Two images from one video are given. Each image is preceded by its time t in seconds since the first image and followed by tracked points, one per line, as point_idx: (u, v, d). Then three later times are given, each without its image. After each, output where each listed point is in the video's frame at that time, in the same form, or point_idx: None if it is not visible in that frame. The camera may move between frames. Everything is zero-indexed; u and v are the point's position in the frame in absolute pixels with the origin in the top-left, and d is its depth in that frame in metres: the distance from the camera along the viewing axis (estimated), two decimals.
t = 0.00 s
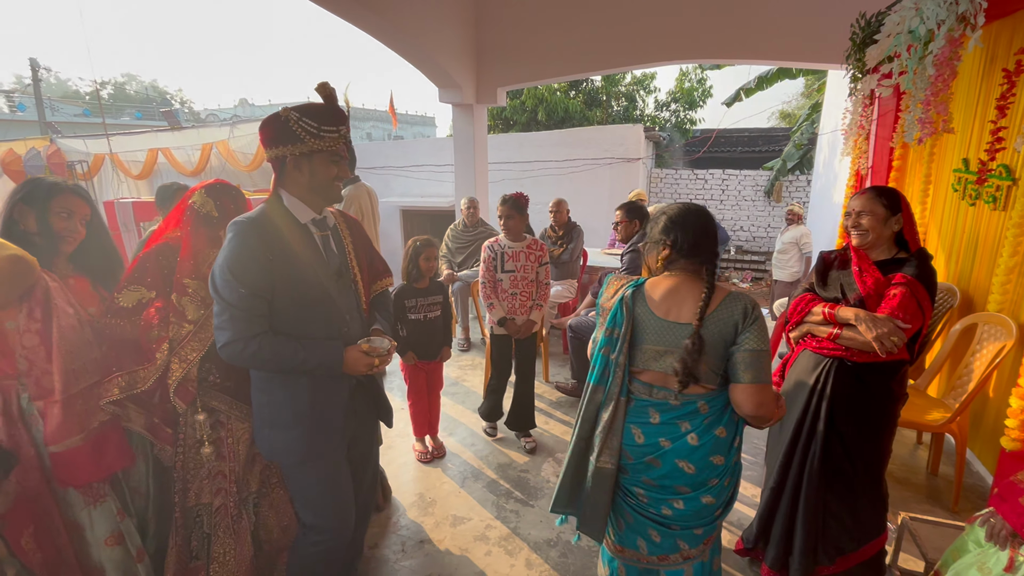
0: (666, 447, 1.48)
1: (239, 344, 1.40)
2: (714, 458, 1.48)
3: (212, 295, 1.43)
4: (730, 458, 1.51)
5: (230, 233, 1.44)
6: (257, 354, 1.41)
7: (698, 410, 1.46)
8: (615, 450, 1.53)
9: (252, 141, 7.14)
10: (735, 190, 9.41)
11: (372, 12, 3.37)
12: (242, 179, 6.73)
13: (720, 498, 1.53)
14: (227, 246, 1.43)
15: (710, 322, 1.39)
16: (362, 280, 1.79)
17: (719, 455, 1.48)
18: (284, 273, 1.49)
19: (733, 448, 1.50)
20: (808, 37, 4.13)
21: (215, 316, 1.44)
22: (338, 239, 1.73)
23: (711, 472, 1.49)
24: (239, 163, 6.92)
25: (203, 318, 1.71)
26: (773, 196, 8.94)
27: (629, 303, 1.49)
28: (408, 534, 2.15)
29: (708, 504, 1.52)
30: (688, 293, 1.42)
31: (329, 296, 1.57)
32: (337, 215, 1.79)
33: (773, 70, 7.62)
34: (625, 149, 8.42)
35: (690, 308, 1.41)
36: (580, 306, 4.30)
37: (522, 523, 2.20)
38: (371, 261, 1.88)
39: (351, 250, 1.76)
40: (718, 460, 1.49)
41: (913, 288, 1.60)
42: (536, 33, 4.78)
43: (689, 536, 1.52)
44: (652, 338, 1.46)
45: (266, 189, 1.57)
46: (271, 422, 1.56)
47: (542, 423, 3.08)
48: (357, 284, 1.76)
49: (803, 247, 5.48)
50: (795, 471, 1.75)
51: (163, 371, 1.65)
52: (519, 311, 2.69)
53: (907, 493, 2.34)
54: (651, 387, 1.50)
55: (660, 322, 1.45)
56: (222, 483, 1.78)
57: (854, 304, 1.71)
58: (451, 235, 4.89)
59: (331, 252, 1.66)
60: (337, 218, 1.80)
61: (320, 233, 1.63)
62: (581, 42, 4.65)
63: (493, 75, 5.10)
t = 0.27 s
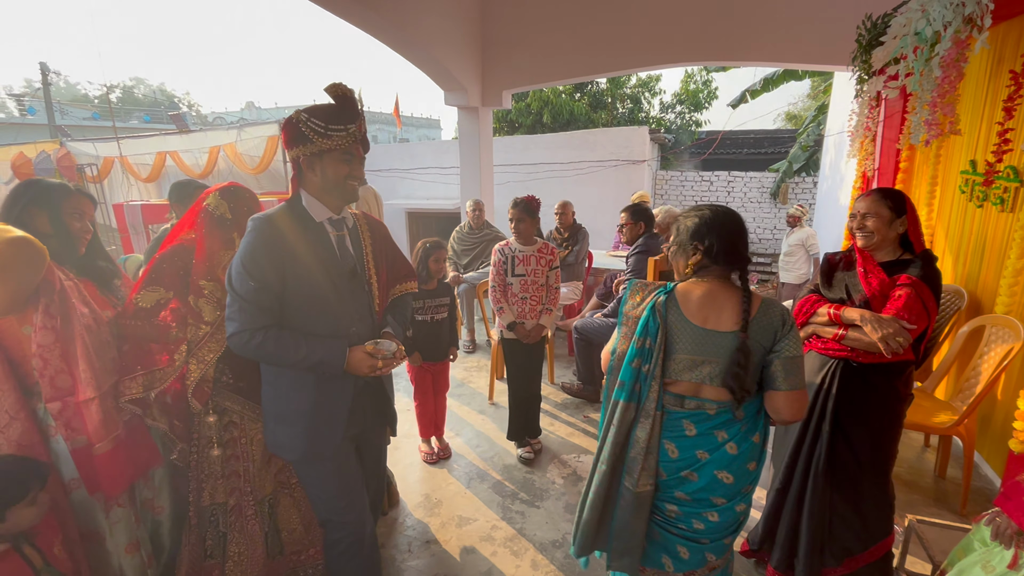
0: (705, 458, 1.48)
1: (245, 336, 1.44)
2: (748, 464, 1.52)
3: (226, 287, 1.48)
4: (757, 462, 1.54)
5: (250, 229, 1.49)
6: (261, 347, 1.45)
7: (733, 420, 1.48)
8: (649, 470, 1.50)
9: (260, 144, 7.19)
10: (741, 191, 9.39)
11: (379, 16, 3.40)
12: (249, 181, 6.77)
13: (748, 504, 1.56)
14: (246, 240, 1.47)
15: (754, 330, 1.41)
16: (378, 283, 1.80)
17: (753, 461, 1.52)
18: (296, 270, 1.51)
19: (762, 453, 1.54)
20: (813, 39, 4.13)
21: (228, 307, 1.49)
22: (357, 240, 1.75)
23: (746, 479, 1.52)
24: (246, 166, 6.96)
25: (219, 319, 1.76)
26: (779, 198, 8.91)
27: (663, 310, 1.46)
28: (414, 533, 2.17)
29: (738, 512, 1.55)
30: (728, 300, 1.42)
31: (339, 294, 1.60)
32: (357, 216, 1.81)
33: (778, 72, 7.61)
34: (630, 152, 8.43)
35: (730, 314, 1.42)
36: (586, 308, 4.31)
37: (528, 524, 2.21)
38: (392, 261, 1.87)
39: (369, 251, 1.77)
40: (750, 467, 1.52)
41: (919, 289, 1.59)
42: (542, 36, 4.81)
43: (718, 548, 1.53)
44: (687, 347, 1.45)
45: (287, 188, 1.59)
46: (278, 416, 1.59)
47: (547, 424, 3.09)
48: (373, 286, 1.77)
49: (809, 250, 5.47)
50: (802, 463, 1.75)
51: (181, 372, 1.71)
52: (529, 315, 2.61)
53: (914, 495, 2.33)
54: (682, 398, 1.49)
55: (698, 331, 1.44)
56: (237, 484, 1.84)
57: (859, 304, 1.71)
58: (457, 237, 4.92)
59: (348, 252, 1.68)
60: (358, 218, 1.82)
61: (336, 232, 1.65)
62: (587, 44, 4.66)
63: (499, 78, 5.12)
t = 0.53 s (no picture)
0: (722, 465, 1.49)
1: (250, 333, 1.46)
2: (765, 471, 1.52)
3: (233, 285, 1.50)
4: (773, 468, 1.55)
5: (256, 228, 1.50)
6: (266, 344, 1.45)
7: (752, 428, 1.48)
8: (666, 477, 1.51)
9: (265, 145, 7.23)
10: (746, 192, 9.36)
11: (384, 17, 3.42)
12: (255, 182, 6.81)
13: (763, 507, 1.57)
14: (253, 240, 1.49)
15: (780, 339, 1.39)
16: (384, 281, 1.81)
17: (770, 468, 1.52)
18: (300, 268, 1.52)
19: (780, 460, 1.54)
20: (818, 39, 4.12)
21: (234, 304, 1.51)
22: (364, 238, 1.75)
23: (763, 486, 1.53)
24: (251, 166, 7.01)
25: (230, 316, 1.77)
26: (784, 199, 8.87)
27: (683, 317, 1.45)
28: (418, 531, 2.17)
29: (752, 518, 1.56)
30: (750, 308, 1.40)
31: (345, 293, 1.61)
32: (364, 215, 1.82)
33: (784, 72, 7.58)
34: (635, 152, 8.42)
35: (753, 322, 1.39)
36: (589, 308, 4.32)
37: (532, 523, 2.21)
38: (399, 263, 1.90)
39: (375, 250, 1.78)
40: (768, 473, 1.53)
41: (924, 288, 1.59)
42: (547, 36, 4.81)
43: (731, 554, 1.56)
44: (707, 354, 1.44)
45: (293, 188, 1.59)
46: (282, 415, 1.60)
47: (551, 423, 3.10)
48: (379, 284, 1.78)
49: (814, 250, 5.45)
50: (809, 460, 1.74)
51: (193, 370, 1.72)
52: (539, 317, 2.60)
53: (920, 496, 2.31)
54: (700, 404, 1.49)
55: (719, 338, 1.43)
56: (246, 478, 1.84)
57: (865, 303, 1.70)
58: (461, 237, 4.93)
59: (353, 251, 1.69)
60: (364, 218, 1.84)
61: (341, 230, 1.65)
62: (591, 44, 4.67)
63: (503, 78, 5.13)
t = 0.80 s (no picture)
0: (723, 471, 1.50)
1: (258, 337, 1.47)
2: (770, 480, 1.50)
3: (240, 288, 1.51)
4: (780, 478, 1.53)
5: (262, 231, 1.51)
6: (274, 347, 1.47)
7: (757, 437, 1.47)
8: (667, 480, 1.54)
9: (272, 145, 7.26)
10: (752, 193, 9.31)
11: (391, 17, 3.43)
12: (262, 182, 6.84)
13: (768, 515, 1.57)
14: (259, 243, 1.50)
15: (786, 348, 1.37)
16: (393, 280, 1.81)
17: (775, 478, 1.50)
18: (307, 270, 1.54)
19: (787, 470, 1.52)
20: (826, 39, 4.10)
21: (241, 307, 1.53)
22: (371, 238, 1.76)
23: (767, 495, 1.52)
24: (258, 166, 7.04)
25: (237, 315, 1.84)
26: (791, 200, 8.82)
27: (688, 320, 1.46)
28: (424, 530, 2.18)
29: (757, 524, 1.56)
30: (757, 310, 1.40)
31: (352, 294, 1.62)
32: (371, 214, 1.83)
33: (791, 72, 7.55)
34: (640, 152, 8.40)
35: (758, 325, 1.38)
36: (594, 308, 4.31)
37: (536, 523, 2.21)
38: (409, 262, 1.89)
39: (384, 249, 1.79)
40: (773, 482, 1.51)
41: (934, 288, 1.58)
42: (553, 37, 4.81)
43: (734, 557, 1.57)
44: (711, 358, 1.44)
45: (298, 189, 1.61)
46: (292, 417, 1.62)
47: (556, 423, 3.10)
48: (388, 284, 1.79)
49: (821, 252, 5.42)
50: (817, 461, 1.74)
51: (203, 368, 1.74)
52: (545, 321, 2.59)
53: (928, 499, 2.29)
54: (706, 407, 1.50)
55: (723, 342, 1.43)
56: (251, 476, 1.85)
57: (874, 304, 1.69)
58: (467, 237, 4.94)
59: (360, 252, 1.70)
60: (372, 216, 1.85)
61: (347, 230, 1.66)
62: (597, 44, 4.66)
63: (509, 78, 5.14)
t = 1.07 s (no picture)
0: (711, 467, 1.50)
1: (272, 347, 1.48)
2: (761, 483, 1.47)
3: (253, 297, 1.51)
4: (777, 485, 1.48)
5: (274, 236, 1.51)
6: (288, 358, 1.47)
7: (747, 439, 1.44)
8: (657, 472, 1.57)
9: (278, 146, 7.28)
10: (759, 194, 9.27)
11: (397, 19, 3.44)
12: (268, 183, 6.89)
13: (767, 522, 1.52)
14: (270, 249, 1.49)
15: (768, 351, 1.34)
16: (409, 283, 1.78)
17: (766, 482, 1.46)
18: (321, 279, 1.52)
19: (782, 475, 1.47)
20: (833, 40, 4.08)
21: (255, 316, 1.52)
22: (385, 242, 1.74)
23: (759, 497, 1.48)
24: (265, 167, 7.07)
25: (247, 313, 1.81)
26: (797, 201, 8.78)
27: (683, 317, 1.48)
28: (428, 530, 2.18)
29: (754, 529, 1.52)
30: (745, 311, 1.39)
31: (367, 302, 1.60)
32: (386, 215, 1.81)
33: (798, 73, 7.51)
34: (646, 153, 8.39)
35: (746, 326, 1.37)
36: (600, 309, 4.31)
37: (541, 523, 2.21)
38: (427, 264, 1.85)
39: (400, 253, 1.76)
40: (765, 486, 1.48)
41: (941, 288, 1.57)
42: (559, 37, 4.81)
43: (732, 557, 1.54)
44: (702, 353, 1.45)
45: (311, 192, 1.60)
46: (308, 426, 1.62)
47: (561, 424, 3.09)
48: (405, 289, 1.76)
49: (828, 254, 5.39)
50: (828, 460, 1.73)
51: (210, 367, 1.75)
52: (549, 324, 2.58)
53: (936, 503, 2.27)
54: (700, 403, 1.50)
55: (714, 341, 1.43)
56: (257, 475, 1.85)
57: (882, 305, 1.67)
58: (472, 238, 4.95)
59: (375, 257, 1.68)
60: (387, 218, 1.82)
61: (361, 236, 1.64)
62: (603, 45, 4.66)
63: (515, 79, 5.14)
